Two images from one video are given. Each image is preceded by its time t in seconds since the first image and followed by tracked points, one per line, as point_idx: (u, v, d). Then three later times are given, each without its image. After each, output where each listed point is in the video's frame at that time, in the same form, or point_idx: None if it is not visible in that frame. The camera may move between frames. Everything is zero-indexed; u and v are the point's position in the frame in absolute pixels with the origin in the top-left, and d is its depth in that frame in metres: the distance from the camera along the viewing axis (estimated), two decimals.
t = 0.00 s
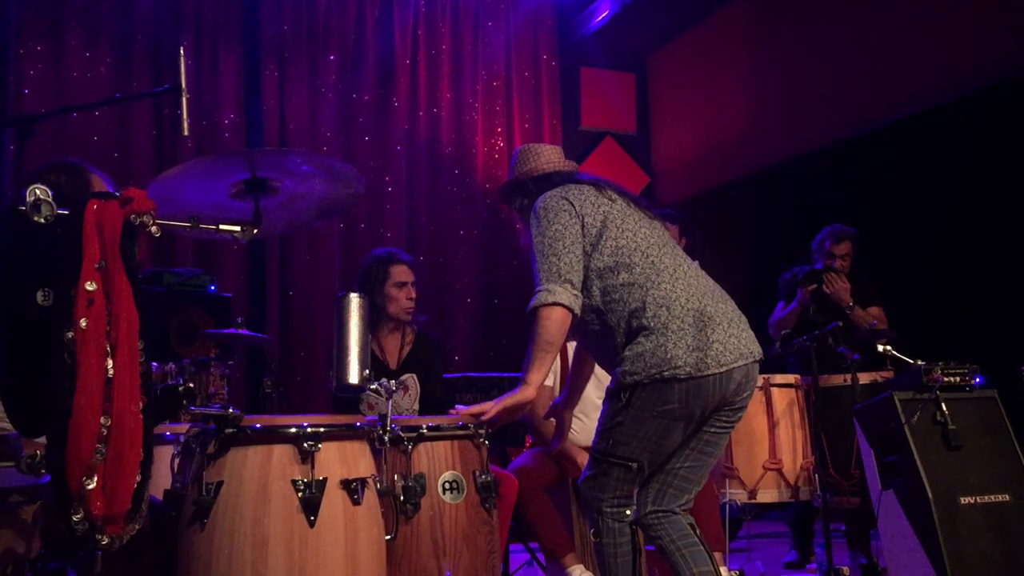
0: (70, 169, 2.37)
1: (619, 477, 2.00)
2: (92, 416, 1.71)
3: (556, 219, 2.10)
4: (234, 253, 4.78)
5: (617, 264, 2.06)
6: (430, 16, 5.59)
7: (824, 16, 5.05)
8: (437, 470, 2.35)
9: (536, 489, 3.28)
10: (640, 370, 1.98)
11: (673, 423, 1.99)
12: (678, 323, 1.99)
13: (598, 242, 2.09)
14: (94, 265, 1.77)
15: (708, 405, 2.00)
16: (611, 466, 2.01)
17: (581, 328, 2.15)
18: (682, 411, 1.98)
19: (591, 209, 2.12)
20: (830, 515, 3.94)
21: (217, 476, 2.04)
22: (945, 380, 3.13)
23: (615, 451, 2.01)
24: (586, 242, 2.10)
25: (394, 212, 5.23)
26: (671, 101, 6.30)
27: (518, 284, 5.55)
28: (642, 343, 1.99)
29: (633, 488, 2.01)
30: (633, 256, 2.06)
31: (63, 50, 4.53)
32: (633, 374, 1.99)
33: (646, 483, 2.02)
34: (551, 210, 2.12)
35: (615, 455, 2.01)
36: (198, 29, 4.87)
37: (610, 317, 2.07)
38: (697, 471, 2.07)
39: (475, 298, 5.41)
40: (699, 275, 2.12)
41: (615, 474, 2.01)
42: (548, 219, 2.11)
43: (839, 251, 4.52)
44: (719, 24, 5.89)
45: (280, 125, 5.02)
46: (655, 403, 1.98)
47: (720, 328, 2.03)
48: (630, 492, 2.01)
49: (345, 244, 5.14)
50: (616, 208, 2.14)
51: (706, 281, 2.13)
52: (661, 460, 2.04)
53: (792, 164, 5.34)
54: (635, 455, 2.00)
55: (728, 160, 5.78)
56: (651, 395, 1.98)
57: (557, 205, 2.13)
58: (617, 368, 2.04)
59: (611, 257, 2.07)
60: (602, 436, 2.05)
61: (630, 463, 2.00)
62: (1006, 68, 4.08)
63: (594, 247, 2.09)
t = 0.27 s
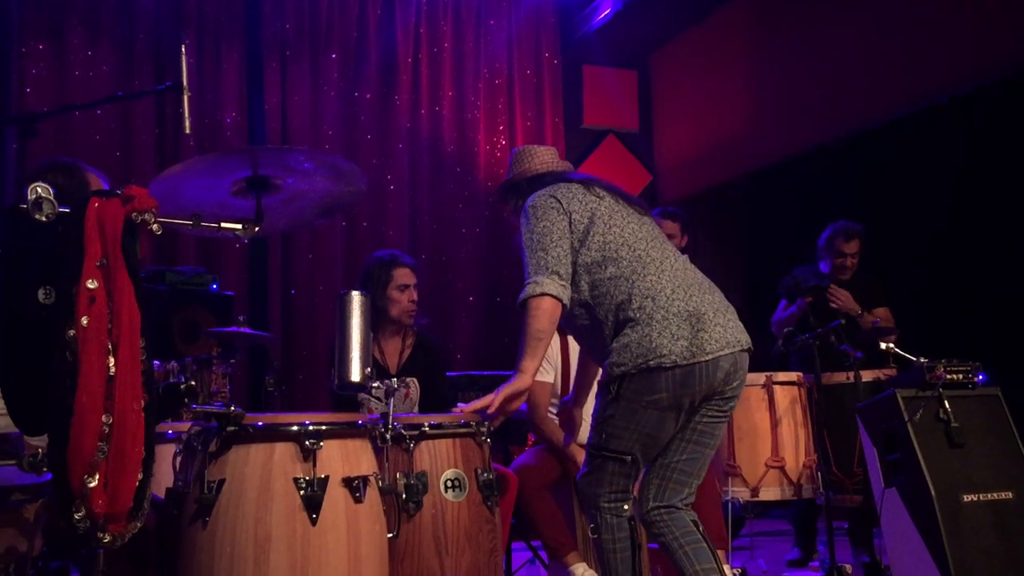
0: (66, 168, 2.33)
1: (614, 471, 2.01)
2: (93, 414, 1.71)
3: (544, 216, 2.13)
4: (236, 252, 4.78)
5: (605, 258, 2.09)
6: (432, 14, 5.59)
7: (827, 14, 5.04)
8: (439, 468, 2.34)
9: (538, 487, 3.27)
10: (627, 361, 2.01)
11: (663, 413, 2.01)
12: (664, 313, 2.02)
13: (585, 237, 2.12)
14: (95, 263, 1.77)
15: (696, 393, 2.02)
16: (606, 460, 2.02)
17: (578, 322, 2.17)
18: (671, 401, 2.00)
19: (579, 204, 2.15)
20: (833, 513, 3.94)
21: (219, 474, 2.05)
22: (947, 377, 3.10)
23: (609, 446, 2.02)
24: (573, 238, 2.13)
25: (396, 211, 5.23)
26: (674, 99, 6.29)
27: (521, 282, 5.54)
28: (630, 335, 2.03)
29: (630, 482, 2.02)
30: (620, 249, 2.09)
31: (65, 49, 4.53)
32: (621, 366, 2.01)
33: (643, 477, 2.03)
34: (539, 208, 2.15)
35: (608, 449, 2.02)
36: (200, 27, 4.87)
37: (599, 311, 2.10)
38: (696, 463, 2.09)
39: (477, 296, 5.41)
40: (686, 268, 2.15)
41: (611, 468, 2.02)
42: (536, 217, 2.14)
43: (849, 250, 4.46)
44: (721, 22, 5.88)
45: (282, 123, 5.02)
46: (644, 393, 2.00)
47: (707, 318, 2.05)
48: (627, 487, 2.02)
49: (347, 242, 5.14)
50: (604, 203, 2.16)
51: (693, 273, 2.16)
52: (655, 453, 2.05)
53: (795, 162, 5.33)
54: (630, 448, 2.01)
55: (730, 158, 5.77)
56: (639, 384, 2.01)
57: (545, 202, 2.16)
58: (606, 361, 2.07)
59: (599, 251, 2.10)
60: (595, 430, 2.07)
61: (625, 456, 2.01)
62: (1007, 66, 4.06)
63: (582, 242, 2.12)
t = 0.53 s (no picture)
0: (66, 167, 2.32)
1: (609, 466, 2.06)
2: (95, 413, 1.71)
3: (533, 214, 2.19)
4: (238, 251, 4.78)
5: (592, 252, 2.15)
6: (433, 13, 5.59)
7: (828, 12, 5.04)
8: (441, 467, 2.35)
9: (540, 486, 3.27)
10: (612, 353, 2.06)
11: (650, 403, 2.05)
12: (647, 305, 2.07)
13: (573, 233, 2.17)
14: (96, 262, 1.77)
15: (682, 382, 2.06)
16: (600, 456, 2.07)
17: (574, 317, 2.23)
18: (656, 390, 2.05)
19: (567, 201, 2.20)
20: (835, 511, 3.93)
21: (221, 473, 2.05)
22: (950, 376, 3.09)
23: (602, 441, 2.07)
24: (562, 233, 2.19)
25: (398, 210, 5.23)
26: (675, 98, 6.29)
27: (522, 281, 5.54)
28: (615, 327, 2.08)
29: (627, 477, 2.06)
30: (605, 243, 2.15)
31: (66, 48, 4.53)
32: (607, 357, 2.07)
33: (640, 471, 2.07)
34: (529, 205, 2.21)
35: (601, 444, 2.07)
36: (201, 26, 4.87)
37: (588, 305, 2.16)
38: (693, 455, 2.13)
39: (479, 295, 5.40)
40: (673, 260, 2.19)
41: (605, 463, 2.06)
42: (526, 214, 2.21)
43: (852, 247, 4.44)
44: (722, 20, 5.88)
45: (283, 123, 5.02)
46: (629, 384, 2.05)
47: (690, 308, 2.09)
48: (623, 482, 2.05)
49: (349, 241, 5.14)
50: (593, 198, 2.21)
51: (681, 264, 2.20)
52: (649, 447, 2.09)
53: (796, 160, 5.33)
54: (622, 442, 2.05)
55: (731, 157, 5.77)
56: (625, 376, 2.06)
57: (534, 199, 2.22)
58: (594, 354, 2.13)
59: (586, 246, 2.15)
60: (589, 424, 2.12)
61: (618, 450, 2.05)
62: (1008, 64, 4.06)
63: (570, 238, 2.17)
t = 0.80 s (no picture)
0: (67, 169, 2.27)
1: (598, 463, 2.08)
2: (97, 414, 1.72)
3: (520, 208, 2.21)
4: (239, 251, 4.79)
5: (575, 247, 2.18)
6: (433, 14, 5.59)
7: (828, 12, 5.03)
8: (442, 468, 2.35)
9: (541, 486, 3.27)
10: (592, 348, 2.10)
11: (631, 397, 2.09)
12: (626, 300, 2.10)
13: (557, 227, 2.20)
14: (98, 263, 1.78)
15: (662, 376, 2.09)
16: (590, 454, 2.09)
17: (563, 313, 2.26)
18: (636, 385, 2.08)
19: (553, 194, 2.22)
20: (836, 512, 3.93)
21: (222, 473, 2.04)
22: (950, 377, 3.09)
23: (590, 439, 2.10)
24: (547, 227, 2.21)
25: (399, 211, 5.23)
26: (676, 98, 6.29)
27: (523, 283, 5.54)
28: (595, 323, 2.12)
29: (619, 473, 2.07)
30: (587, 238, 2.17)
31: (67, 49, 4.53)
32: (587, 352, 2.11)
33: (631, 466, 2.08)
34: (515, 199, 2.23)
35: (590, 442, 2.09)
36: (202, 27, 4.87)
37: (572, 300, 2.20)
38: (686, 443, 2.12)
39: (480, 296, 5.40)
40: (656, 253, 2.21)
41: (596, 461, 2.09)
42: (513, 208, 2.23)
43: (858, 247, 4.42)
44: (723, 20, 5.88)
45: (285, 124, 5.02)
46: (610, 379, 2.09)
47: (669, 302, 2.12)
48: (615, 479, 2.07)
49: (350, 242, 5.14)
50: (579, 192, 2.23)
51: (664, 258, 2.22)
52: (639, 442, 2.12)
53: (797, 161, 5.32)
54: (610, 438, 2.08)
55: (732, 157, 5.77)
56: (606, 370, 2.09)
57: (521, 193, 2.24)
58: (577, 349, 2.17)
59: (569, 241, 2.18)
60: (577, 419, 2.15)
61: (607, 447, 2.08)
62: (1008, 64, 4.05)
63: (554, 232, 2.20)
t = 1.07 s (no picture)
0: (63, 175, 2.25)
1: (589, 464, 2.09)
2: (96, 415, 1.72)
3: (507, 207, 2.22)
4: (239, 252, 4.79)
5: (561, 246, 2.19)
6: (433, 15, 5.59)
7: (828, 14, 5.04)
8: (441, 469, 2.35)
9: (541, 487, 3.27)
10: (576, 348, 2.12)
11: (616, 395, 2.11)
12: (608, 299, 2.12)
13: (542, 226, 2.21)
14: (97, 264, 1.78)
15: (645, 373, 2.10)
16: (580, 455, 2.10)
17: (552, 313, 2.27)
18: (619, 383, 2.10)
19: (540, 192, 2.23)
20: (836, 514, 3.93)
21: (221, 475, 2.04)
22: (950, 378, 3.09)
23: (580, 438, 2.11)
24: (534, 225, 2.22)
25: (398, 212, 5.23)
26: (676, 99, 6.29)
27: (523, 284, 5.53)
28: (579, 323, 2.14)
29: (611, 472, 2.09)
30: (571, 238, 2.18)
31: (68, 50, 4.54)
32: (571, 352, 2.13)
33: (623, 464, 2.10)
34: (503, 198, 2.24)
35: (579, 443, 2.10)
36: (202, 28, 4.88)
37: (558, 300, 2.22)
38: (677, 435, 2.14)
39: (480, 297, 5.40)
40: (640, 251, 2.22)
41: (586, 462, 2.10)
42: (500, 208, 2.24)
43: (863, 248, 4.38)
44: (723, 22, 5.88)
45: (285, 125, 5.02)
46: (593, 378, 2.11)
47: (651, 300, 2.13)
48: (607, 478, 2.08)
49: (350, 243, 5.14)
50: (565, 190, 2.23)
51: (648, 256, 2.22)
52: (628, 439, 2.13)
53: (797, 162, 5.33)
54: (600, 437, 2.09)
55: (731, 159, 5.77)
56: (590, 370, 2.11)
57: (509, 192, 2.24)
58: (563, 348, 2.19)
59: (555, 240, 2.19)
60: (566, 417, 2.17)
61: (597, 446, 2.09)
62: (1008, 64, 4.05)
63: (540, 231, 2.21)
